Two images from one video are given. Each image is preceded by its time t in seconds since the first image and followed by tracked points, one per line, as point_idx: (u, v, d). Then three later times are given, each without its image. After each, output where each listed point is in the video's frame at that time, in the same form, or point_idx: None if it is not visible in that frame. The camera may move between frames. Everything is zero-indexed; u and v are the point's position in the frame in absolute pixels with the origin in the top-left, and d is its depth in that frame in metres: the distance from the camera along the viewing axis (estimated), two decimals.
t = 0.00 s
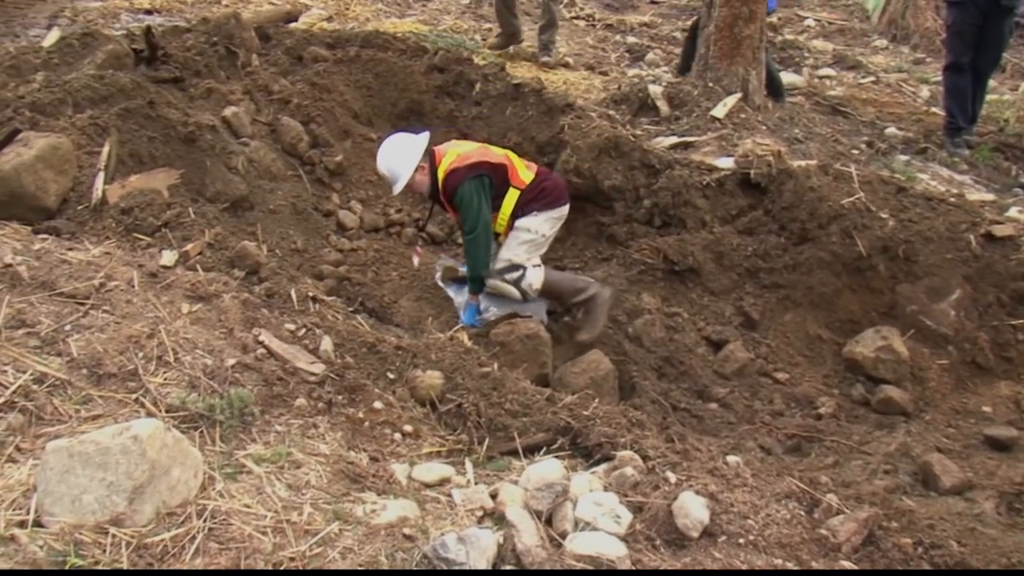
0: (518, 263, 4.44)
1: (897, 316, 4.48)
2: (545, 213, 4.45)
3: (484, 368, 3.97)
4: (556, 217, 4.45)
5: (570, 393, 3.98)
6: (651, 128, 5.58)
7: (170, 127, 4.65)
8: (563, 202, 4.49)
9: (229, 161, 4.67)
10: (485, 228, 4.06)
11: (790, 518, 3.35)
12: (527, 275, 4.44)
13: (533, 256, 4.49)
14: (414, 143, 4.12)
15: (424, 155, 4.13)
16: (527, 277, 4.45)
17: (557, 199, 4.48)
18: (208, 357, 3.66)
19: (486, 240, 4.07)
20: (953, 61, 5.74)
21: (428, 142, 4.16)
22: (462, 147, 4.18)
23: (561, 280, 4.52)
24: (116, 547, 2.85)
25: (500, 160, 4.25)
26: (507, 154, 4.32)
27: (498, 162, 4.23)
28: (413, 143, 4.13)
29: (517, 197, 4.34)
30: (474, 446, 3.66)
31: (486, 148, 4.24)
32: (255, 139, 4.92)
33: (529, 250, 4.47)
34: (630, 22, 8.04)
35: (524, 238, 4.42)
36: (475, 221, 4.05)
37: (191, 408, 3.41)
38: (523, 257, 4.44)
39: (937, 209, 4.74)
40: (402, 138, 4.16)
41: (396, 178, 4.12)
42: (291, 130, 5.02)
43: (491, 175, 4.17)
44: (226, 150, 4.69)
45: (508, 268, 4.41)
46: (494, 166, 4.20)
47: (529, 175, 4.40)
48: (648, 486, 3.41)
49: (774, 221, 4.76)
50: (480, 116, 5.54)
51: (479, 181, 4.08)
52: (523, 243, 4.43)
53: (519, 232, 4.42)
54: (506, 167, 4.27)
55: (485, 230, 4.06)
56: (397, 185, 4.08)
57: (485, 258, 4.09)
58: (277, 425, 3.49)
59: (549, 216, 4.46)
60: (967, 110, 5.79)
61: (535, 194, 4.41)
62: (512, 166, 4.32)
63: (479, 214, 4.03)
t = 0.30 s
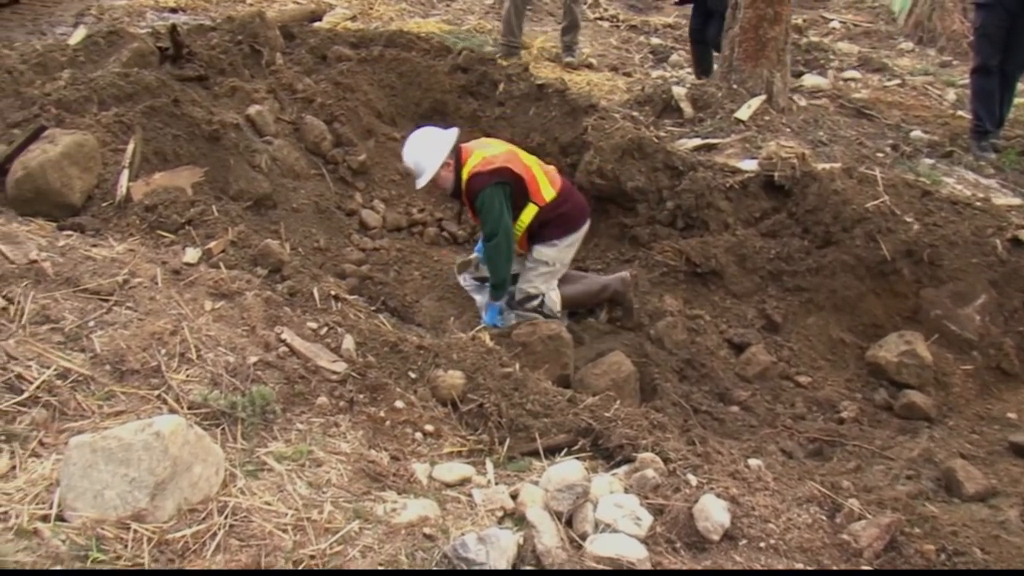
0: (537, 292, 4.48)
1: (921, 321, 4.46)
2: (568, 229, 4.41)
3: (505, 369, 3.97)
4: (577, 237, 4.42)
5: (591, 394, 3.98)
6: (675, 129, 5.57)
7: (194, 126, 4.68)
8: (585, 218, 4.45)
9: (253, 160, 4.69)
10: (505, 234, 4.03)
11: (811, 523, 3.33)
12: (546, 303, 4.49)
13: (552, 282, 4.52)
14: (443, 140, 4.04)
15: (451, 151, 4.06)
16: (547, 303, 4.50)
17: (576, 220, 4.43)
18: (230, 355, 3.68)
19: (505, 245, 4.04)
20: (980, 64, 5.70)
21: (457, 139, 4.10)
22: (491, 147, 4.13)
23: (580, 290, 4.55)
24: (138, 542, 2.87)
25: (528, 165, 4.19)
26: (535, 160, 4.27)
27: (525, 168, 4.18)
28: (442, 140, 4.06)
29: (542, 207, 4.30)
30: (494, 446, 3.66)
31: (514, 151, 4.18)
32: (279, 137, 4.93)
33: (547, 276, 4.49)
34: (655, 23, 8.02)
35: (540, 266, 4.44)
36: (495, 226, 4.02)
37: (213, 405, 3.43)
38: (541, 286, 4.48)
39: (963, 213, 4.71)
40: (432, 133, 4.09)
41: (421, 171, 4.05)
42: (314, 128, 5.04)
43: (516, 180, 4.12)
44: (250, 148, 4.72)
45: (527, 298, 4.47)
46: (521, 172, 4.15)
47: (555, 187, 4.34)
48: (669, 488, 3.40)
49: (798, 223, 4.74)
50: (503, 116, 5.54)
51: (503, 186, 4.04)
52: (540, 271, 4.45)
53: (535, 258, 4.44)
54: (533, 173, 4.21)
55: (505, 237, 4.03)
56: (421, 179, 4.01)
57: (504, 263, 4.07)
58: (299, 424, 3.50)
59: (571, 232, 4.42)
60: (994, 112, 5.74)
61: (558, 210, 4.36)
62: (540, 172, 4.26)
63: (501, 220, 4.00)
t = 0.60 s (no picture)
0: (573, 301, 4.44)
1: (957, 328, 4.42)
2: (612, 241, 4.39)
3: (536, 370, 3.97)
4: (620, 248, 4.40)
5: (622, 397, 3.96)
6: (709, 132, 5.52)
7: (228, 124, 4.71)
8: (629, 229, 4.44)
9: (286, 158, 4.71)
10: (550, 239, 4.03)
11: (843, 531, 3.30)
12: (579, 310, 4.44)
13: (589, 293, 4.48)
14: (490, 146, 4.02)
15: (498, 158, 4.06)
16: (581, 312, 4.46)
17: (619, 230, 4.40)
18: (262, 352, 3.70)
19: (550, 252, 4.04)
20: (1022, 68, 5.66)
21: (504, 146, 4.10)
22: (538, 154, 4.13)
23: (615, 297, 4.51)
24: (168, 537, 2.88)
25: (574, 173, 4.19)
26: (581, 168, 4.26)
27: (571, 176, 4.18)
28: (488, 145, 4.03)
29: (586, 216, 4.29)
30: (524, 448, 3.66)
31: (560, 159, 4.18)
32: (312, 136, 4.95)
33: (585, 287, 4.45)
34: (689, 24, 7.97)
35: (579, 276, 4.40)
36: (540, 233, 4.01)
37: (244, 402, 3.44)
38: (578, 295, 4.43)
39: (1002, 220, 4.64)
40: (478, 138, 4.06)
41: (466, 176, 4.02)
42: (347, 127, 5.06)
43: (562, 188, 4.12)
44: (284, 146, 4.74)
45: (562, 306, 4.42)
46: (567, 179, 4.15)
47: (601, 196, 4.33)
48: (699, 493, 3.38)
49: (833, 228, 4.70)
50: (537, 117, 5.53)
51: (548, 193, 4.04)
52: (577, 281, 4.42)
53: (575, 268, 4.40)
54: (579, 181, 4.21)
55: (550, 243, 4.03)
56: (464, 187, 3.99)
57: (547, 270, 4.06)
58: (329, 422, 3.51)
59: (615, 243, 4.40)
60: None
61: (602, 220, 4.34)
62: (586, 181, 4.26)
63: (546, 227, 4.00)
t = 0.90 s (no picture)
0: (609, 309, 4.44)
1: (995, 338, 4.37)
2: (650, 250, 4.39)
3: (570, 374, 3.97)
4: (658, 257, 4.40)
5: (655, 402, 3.96)
6: (746, 137, 5.50)
7: (265, 123, 4.75)
8: (667, 238, 4.43)
9: (322, 158, 4.73)
10: (587, 246, 4.05)
11: (877, 541, 3.26)
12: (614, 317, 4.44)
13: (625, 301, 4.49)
14: (528, 153, 4.04)
15: (536, 166, 4.08)
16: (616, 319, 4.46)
17: (657, 239, 4.40)
18: (296, 351, 3.72)
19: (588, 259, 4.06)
20: None
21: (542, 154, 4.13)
22: (576, 162, 4.16)
23: (651, 303, 4.52)
24: (201, 533, 2.90)
25: (612, 182, 4.21)
26: (619, 177, 4.28)
27: (609, 184, 4.19)
28: (526, 153, 4.05)
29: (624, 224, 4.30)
30: (556, 451, 3.66)
31: (598, 168, 4.20)
32: (348, 136, 4.98)
33: (621, 295, 4.45)
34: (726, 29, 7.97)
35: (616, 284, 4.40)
36: (578, 240, 4.04)
37: (278, 400, 3.46)
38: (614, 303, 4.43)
39: None
40: (516, 145, 4.08)
41: (502, 184, 4.04)
42: (383, 128, 5.09)
43: (600, 196, 4.14)
44: (320, 146, 4.76)
45: (597, 312, 4.41)
46: (605, 187, 4.16)
47: (639, 205, 4.33)
48: (732, 500, 3.37)
49: (869, 235, 4.67)
50: (573, 120, 5.53)
51: (586, 200, 4.06)
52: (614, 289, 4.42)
53: (613, 276, 4.40)
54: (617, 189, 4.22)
55: (587, 250, 4.05)
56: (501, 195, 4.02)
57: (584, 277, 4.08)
58: (362, 421, 3.53)
59: (653, 252, 4.40)
60: None
61: (641, 229, 4.34)
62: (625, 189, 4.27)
63: (584, 234, 4.02)
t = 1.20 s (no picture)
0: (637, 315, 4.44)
1: None
2: (677, 256, 4.38)
3: (598, 378, 3.95)
4: (686, 264, 4.39)
5: (682, 407, 3.96)
6: (777, 142, 5.50)
7: (296, 124, 4.78)
8: (695, 244, 4.41)
9: (352, 159, 4.75)
10: (613, 251, 4.04)
11: (905, 550, 3.23)
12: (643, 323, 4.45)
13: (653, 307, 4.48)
14: (554, 159, 4.06)
15: (561, 172, 4.09)
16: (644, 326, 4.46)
17: (685, 246, 4.38)
18: (325, 352, 3.74)
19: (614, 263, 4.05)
20: None
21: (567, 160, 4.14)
22: (601, 168, 4.16)
23: (681, 309, 4.53)
24: (228, 531, 2.92)
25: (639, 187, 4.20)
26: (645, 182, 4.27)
27: (635, 190, 4.18)
28: (552, 158, 4.07)
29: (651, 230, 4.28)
30: (583, 455, 3.65)
31: (624, 173, 4.20)
32: (378, 137, 4.99)
33: (650, 301, 4.44)
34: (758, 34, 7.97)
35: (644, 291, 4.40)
36: (604, 245, 4.03)
37: (306, 400, 3.48)
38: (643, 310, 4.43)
39: None
40: (543, 150, 4.10)
41: (528, 190, 4.06)
42: (414, 130, 5.11)
43: (627, 201, 4.13)
44: (350, 147, 4.78)
45: (626, 319, 4.42)
46: (632, 193, 4.15)
47: (667, 211, 4.32)
48: (759, 506, 3.34)
49: (901, 242, 4.64)
50: (603, 123, 5.53)
51: (612, 206, 4.06)
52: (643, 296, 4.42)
53: (641, 283, 4.39)
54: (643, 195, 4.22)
55: (614, 255, 4.04)
56: (527, 201, 4.04)
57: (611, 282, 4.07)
58: (390, 422, 3.54)
59: (680, 258, 4.38)
60: None
61: (668, 235, 4.33)
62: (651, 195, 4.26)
63: (610, 238, 4.02)
